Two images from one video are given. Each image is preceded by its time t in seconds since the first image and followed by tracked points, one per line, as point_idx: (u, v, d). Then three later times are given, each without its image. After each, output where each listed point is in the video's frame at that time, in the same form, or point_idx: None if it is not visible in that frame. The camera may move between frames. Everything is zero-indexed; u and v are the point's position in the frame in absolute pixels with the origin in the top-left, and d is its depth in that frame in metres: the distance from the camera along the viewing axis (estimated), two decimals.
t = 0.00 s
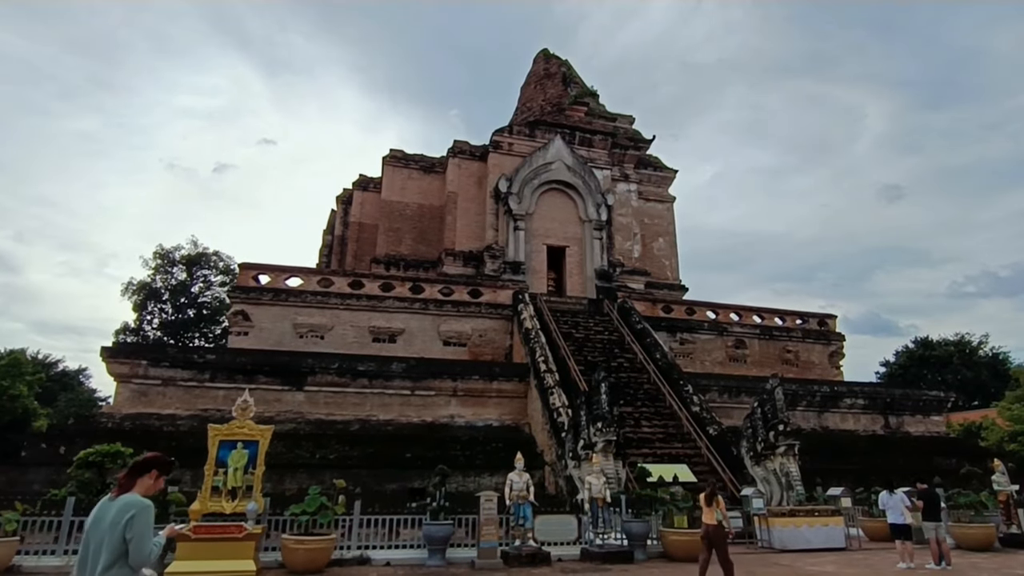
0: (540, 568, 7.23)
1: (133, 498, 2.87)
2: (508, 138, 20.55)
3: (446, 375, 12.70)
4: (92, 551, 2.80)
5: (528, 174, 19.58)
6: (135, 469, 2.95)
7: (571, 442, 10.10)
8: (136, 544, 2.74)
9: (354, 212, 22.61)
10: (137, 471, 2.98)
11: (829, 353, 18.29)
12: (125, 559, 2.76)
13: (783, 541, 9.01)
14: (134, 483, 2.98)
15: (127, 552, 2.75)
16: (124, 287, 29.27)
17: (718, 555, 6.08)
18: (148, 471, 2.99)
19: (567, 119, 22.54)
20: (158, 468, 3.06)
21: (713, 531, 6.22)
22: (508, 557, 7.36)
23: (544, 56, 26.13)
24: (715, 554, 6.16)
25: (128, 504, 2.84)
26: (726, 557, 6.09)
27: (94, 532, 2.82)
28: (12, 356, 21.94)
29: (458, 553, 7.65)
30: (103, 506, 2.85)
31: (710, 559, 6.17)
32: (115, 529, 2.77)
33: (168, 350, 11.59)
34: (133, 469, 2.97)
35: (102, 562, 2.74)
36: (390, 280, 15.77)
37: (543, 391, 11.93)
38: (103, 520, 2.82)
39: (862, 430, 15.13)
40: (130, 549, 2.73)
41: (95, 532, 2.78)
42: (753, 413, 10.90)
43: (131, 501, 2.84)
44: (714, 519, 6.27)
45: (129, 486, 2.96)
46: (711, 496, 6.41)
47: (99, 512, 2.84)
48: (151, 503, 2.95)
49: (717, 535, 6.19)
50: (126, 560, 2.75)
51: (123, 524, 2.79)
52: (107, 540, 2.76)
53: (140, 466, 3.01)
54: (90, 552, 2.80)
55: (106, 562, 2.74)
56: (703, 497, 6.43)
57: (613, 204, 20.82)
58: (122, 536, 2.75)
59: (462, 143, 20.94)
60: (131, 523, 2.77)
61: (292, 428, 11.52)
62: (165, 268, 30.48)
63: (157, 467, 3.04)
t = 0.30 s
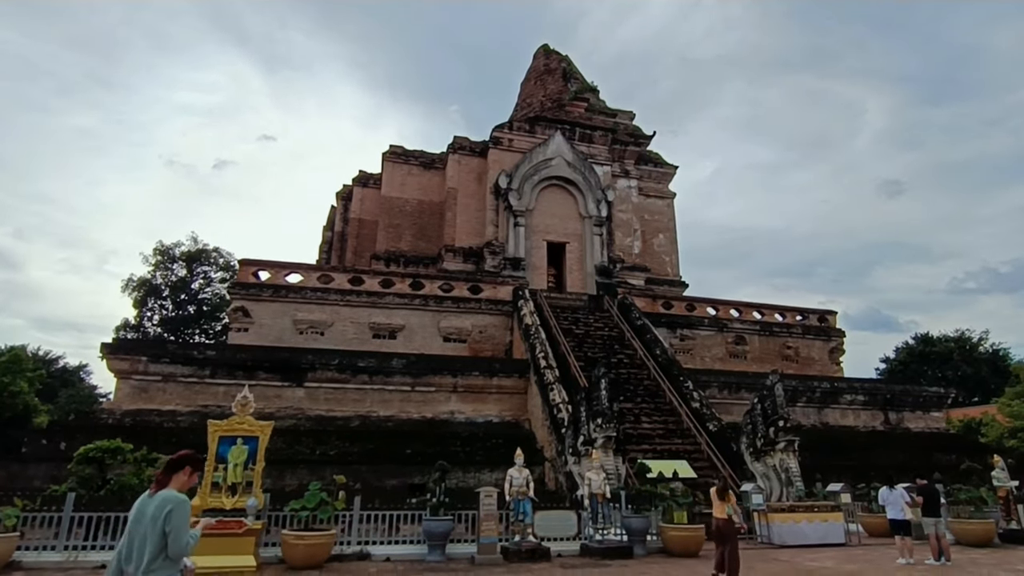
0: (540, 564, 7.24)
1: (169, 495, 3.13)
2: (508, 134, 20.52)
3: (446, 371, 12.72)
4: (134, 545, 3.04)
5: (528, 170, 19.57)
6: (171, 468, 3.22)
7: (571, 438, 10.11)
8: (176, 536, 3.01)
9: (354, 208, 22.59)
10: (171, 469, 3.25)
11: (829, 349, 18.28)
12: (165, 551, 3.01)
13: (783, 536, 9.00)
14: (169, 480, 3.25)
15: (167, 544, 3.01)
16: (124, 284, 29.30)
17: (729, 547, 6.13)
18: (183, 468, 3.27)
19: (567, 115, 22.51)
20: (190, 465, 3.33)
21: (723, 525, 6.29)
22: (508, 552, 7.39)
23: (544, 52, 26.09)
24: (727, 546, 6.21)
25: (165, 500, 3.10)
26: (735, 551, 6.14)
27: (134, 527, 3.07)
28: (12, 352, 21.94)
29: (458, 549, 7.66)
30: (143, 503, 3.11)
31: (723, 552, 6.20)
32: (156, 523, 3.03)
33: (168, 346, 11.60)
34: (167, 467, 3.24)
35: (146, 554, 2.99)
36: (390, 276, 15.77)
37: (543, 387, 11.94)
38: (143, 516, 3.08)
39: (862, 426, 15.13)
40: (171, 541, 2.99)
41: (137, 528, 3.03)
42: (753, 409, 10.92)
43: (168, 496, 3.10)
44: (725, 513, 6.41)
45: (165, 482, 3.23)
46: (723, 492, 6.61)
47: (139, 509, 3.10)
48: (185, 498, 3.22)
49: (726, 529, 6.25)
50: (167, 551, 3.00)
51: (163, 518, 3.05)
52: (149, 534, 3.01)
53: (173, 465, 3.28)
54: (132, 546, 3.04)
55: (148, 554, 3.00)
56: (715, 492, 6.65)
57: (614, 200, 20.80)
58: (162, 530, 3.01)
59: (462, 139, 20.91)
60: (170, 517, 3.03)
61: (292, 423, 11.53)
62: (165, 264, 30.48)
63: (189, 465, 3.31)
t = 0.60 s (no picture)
0: (540, 558, 7.24)
1: (196, 487, 3.33)
2: (509, 128, 20.45)
3: (446, 366, 12.70)
4: (165, 535, 3.26)
5: (529, 165, 19.50)
6: (198, 463, 3.42)
7: (571, 433, 10.10)
8: (202, 527, 3.22)
9: (354, 204, 22.54)
10: (200, 463, 3.45)
11: (830, 344, 18.26)
12: (193, 542, 3.23)
13: (783, 531, 9.04)
14: (199, 473, 3.45)
15: (194, 535, 3.22)
16: (124, 280, 29.30)
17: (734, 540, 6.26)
18: (211, 462, 3.47)
19: (567, 109, 22.43)
20: (220, 460, 3.53)
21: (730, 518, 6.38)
22: (509, 547, 7.37)
23: (544, 46, 25.99)
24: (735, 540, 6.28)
25: (193, 493, 3.31)
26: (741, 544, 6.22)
27: (166, 517, 3.29)
28: (13, 348, 21.93)
29: (459, 544, 7.64)
30: (173, 495, 3.33)
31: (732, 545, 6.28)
32: (184, 514, 3.24)
33: (168, 342, 11.57)
34: (197, 460, 3.45)
35: (175, 543, 3.21)
36: (390, 271, 15.74)
37: (544, 382, 11.92)
38: (174, 507, 3.30)
39: (863, 421, 15.12)
40: (198, 533, 3.19)
41: (167, 518, 3.26)
42: (754, 404, 10.89)
43: (196, 489, 3.31)
44: (731, 507, 6.56)
45: (195, 475, 3.44)
46: (731, 488, 6.70)
47: (169, 501, 3.32)
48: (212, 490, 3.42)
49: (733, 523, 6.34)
50: (195, 542, 3.22)
51: (190, 509, 3.26)
52: (178, 524, 3.23)
53: (204, 458, 3.50)
54: (163, 535, 3.26)
55: (178, 543, 3.21)
56: (722, 487, 6.74)
57: (614, 195, 20.75)
58: (189, 521, 3.22)
59: (462, 134, 20.84)
60: (197, 509, 3.24)
61: (293, 419, 11.53)
62: (165, 260, 30.44)
63: (219, 459, 3.52)
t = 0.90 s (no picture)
0: (539, 557, 7.20)
1: (225, 484, 3.32)
2: (509, 126, 20.40)
3: (446, 364, 12.67)
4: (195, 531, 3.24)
5: (530, 163, 19.46)
6: (228, 461, 3.40)
7: (571, 431, 10.07)
8: (233, 523, 3.20)
9: (354, 201, 22.50)
10: (229, 461, 3.42)
11: (830, 343, 18.23)
12: (224, 538, 3.21)
13: (783, 530, 9.00)
14: (227, 471, 3.42)
15: (225, 531, 3.20)
16: (124, 276, 29.29)
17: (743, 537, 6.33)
18: (239, 460, 3.43)
19: (568, 107, 22.39)
20: (247, 457, 3.48)
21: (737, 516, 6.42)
22: (508, 545, 7.35)
23: (545, 44, 25.93)
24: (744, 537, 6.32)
25: (223, 489, 3.29)
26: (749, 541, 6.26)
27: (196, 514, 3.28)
28: (13, 343, 21.87)
29: (457, 541, 7.61)
30: (202, 492, 3.31)
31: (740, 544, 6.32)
32: (214, 510, 3.22)
33: (167, 337, 11.54)
34: (226, 457, 3.43)
35: (206, 539, 3.18)
36: (390, 268, 15.70)
37: (544, 380, 11.89)
38: (204, 503, 3.28)
39: (862, 420, 15.10)
40: (230, 528, 3.17)
41: (198, 515, 3.23)
42: (754, 403, 10.86)
43: (226, 486, 3.28)
44: (740, 506, 6.71)
45: (223, 473, 3.41)
46: (737, 487, 6.84)
47: (198, 498, 3.29)
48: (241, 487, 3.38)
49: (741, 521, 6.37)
50: (226, 538, 3.20)
51: (220, 506, 3.25)
52: (208, 520, 3.20)
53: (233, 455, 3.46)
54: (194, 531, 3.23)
55: (209, 538, 3.19)
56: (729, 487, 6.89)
57: (615, 193, 20.72)
58: (220, 517, 3.20)
59: (462, 131, 20.80)
60: (228, 506, 3.22)
61: (292, 416, 11.50)
62: (165, 256, 30.41)
63: (246, 456, 3.46)
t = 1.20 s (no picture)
0: (537, 558, 7.16)
1: (251, 481, 3.48)
2: (508, 125, 20.35)
3: (444, 363, 12.62)
4: (221, 526, 3.41)
5: (529, 162, 19.43)
6: (251, 460, 3.57)
7: (569, 431, 10.04)
8: (258, 519, 3.36)
9: (353, 200, 22.45)
10: (251, 459, 3.60)
11: (828, 344, 18.22)
12: (249, 533, 3.37)
13: (782, 531, 8.97)
14: (250, 469, 3.60)
15: (251, 527, 3.36)
16: (121, 274, 29.21)
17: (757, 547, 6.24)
18: (260, 458, 3.61)
19: (568, 107, 22.35)
20: (267, 455, 3.65)
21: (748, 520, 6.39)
22: (505, 545, 7.31)
23: (545, 44, 25.89)
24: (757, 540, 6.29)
25: (248, 486, 3.46)
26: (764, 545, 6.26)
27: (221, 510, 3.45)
28: (9, 341, 21.80)
29: (455, 541, 7.57)
30: (228, 489, 3.48)
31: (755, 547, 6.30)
32: (240, 506, 3.39)
33: (164, 336, 11.49)
34: (248, 456, 3.61)
35: (233, 533, 3.35)
36: (389, 267, 15.66)
37: (542, 380, 11.85)
38: (228, 500, 3.45)
39: (861, 421, 15.07)
40: (255, 524, 3.33)
41: (225, 510, 3.40)
42: (752, 404, 10.81)
43: (251, 483, 3.46)
44: (745, 506, 6.52)
45: (247, 471, 3.58)
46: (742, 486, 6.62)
47: (225, 493, 3.47)
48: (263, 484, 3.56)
49: (752, 525, 6.35)
50: (252, 533, 3.36)
51: (246, 501, 3.41)
52: (235, 516, 3.37)
53: (254, 454, 3.64)
54: (220, 525, 3.40)
55: (235, 533, 3.36)
56: (735, 488, 6.69)
57: (614, 193, 20.69)
58: (246, 513, 3.36)
59: (461, 130, 20.76)
60: (253, 501, 3.38)
61: (289, 415, 11.46)
62: (163, 254, 30.35)
63: (266, 455, 3.64)
